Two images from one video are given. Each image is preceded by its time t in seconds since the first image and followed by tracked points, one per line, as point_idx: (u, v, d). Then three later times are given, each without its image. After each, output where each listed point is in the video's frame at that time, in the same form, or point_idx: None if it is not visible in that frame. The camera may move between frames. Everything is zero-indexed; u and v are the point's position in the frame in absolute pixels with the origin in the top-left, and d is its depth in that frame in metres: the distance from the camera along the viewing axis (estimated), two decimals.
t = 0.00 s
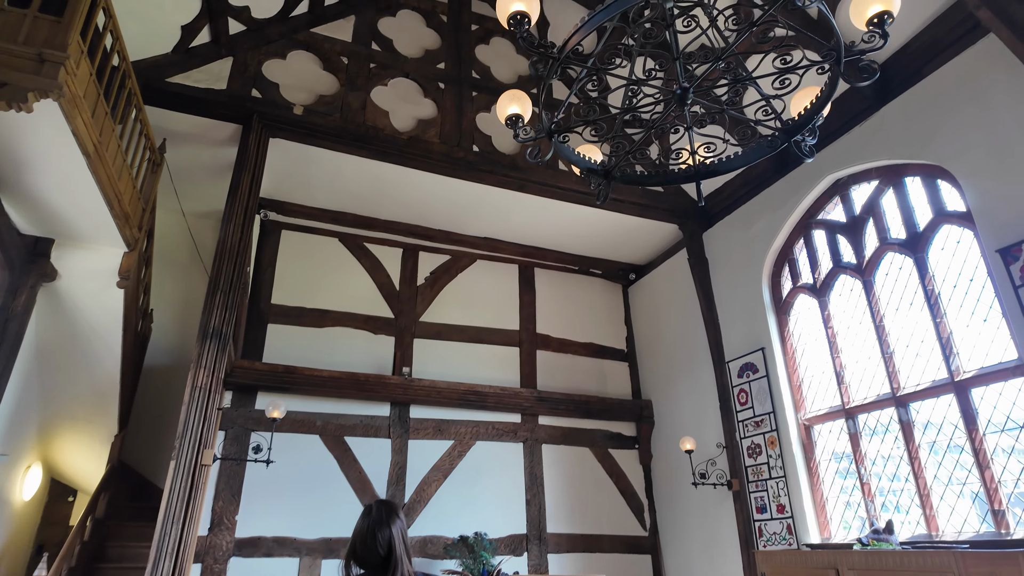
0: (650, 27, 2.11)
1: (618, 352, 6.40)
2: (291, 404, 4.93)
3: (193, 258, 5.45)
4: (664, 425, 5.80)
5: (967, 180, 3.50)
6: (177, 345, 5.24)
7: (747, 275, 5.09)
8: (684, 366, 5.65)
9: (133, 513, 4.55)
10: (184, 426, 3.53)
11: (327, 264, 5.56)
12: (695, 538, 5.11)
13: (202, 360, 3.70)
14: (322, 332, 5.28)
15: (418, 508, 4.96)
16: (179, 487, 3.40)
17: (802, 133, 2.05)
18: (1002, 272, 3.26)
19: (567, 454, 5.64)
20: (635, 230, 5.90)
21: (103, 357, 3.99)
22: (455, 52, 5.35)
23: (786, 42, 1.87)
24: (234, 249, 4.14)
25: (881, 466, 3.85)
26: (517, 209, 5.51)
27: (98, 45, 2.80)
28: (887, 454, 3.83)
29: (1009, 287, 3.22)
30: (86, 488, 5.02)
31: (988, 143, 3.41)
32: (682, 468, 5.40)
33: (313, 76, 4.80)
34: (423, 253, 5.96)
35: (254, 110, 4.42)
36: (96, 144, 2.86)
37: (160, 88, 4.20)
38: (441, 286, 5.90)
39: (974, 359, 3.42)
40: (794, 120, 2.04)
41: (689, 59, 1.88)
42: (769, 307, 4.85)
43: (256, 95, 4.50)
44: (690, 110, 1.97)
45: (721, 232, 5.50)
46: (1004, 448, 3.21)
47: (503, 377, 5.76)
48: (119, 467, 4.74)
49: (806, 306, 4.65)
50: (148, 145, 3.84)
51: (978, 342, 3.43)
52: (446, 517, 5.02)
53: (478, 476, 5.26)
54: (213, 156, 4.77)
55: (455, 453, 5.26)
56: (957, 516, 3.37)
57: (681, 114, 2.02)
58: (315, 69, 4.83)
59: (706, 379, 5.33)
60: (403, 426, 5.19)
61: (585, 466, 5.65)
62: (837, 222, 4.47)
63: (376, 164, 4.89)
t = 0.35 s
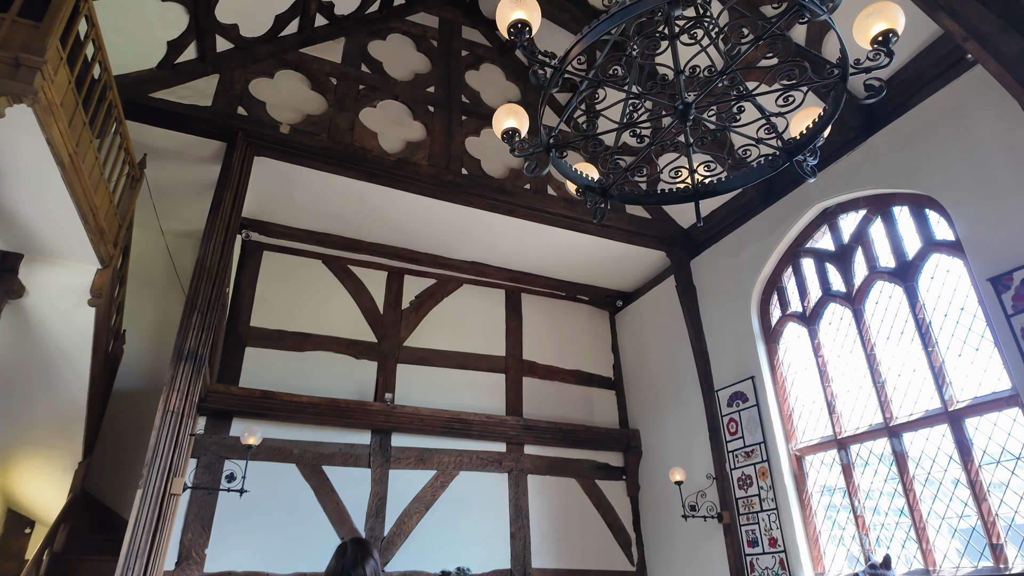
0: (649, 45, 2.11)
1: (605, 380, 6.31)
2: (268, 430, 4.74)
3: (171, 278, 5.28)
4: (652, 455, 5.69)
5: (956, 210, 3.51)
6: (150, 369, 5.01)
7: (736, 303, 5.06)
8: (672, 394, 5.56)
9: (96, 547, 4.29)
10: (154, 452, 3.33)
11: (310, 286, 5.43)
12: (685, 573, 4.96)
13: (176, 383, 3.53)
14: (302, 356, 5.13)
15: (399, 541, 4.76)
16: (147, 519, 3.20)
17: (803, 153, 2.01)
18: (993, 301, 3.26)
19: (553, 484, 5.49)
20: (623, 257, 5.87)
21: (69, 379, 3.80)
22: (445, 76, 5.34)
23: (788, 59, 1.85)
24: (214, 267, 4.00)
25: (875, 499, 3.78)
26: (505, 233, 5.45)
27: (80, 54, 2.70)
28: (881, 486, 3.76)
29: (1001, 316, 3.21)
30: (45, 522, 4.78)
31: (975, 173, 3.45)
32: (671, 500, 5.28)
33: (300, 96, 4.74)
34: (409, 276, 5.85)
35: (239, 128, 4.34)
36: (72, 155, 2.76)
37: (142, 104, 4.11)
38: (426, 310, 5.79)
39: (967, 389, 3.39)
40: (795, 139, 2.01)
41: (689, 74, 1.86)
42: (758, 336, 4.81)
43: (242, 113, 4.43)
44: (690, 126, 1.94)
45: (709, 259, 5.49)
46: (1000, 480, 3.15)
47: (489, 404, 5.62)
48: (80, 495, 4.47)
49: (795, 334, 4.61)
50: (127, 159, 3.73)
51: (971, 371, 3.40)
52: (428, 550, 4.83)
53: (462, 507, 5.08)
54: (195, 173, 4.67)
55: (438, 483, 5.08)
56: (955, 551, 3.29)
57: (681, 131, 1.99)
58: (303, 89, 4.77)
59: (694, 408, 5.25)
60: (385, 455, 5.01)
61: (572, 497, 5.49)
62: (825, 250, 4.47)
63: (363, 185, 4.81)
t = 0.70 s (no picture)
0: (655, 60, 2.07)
1: (594, 411, 6.16)
2: (243, 462, 4.51)
3: (150, 301, 5.07)
4: (643, 489, 5.52)
5: (951, 240, 3.49)
6: (122, 396, 4.76)
7: (728, 333, 4.98)
8: (663, 427, 5.43)
9: None
10: (119, 484, 3.10)
11: (293, 311, 5.27)
12: None
13: (146, 410, 3.33)
14: (282, 383, 4.94)
15: None
16: (109, 557, 2.97)
17: (812, 175, 1.95)
18: (992, 332, 3.20)
19: (541, 520, 5.29)
20: (614, 286, 5.80)
21: (32, 405, 3.58)
22: (437, 101, 5.31)
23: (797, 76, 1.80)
24: (193, 289, 3.85)
25: (875, 537, 3.65)
26: (495, 260, 5.36)
27: (59, 62, 2.59)
28: (881, 523, 3.63)
29: (1001, 348, 3.15)
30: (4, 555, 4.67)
31: (970, 204, 3.43)
32: (663, 537, 5.10)
33: (289, 117, 4.66)
34: (395, 302, 5.72)
35: (225, 147, 4.25)
36: (45, 166, 2.62)
37: (125, 120, 4.01)
38: (412, 337, 5.64)
39: (969, 423, 3.31)
40: (803, 159, 1.93)
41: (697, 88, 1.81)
42: (752, 367, 4.72)
43: (229, 132, 4.34)
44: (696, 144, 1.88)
45: (701, 289, 5.43)
46: (1006, 518, 3.05)
47: (475, 436, 5.45)
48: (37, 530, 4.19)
49: (789, 366, 4.53)
50: (106, 174, 3.59)
51: (972, 405, 3.32)
52: None
53: (446, 545, 4.86)
54: (177, 192, 4.56)
55: (421, 519, 4.87)
56: None
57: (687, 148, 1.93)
58: (292, 110, 4.69)
59: (687, 441, 5.12)
60: (366, 489, 4.80)
61: (560, 534, 5.29)
62: (819, 280, 4.43)
63: (351, 208, 4.70)
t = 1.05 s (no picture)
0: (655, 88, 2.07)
1: (576, 449, 6.02)
2: (206, 499, 4.27)
3: (117, 327, 4.84)
4: (625, 531, 5.36)
5: (935, 280, 3.50)
6: (80, 426, 4.47)
7: (712, 371, 4.92)
8: (646, 466, 5.31)
9: None
10: (70, 522, 2.87)
11: (267, 340, 5.10)
12: None
13: (105, 441, 3.12)
14: (253, 415, 4.73)
15: None
16: None
17: (809, 208, 1.91)
18: (979, 373, 3.19)
19: (519, 563, 5.08)
20: (597, 320, 5.73)
21: None
22: (423, 132, 5.29)
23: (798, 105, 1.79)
24: (163, 314, 3.68)
25: None
26: (477, 292, 5.28)
27: (33, 73, 2.48)
28: (871, 570, 3.53)
29: (989, 390, 3.13)
30: None
31: (953, 245, 3.46)
32: None
33: (272, 142, 4.58)
34: (374, 333, 5.58)
35: (203, 169, 4.15)
36: (12, 181, 2.48)
37: (101, 139, 3.91)
38: (390, 370, 5.49)
39: (957, 466, 3.26)
40: (799, 192, 1.91)
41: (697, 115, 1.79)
42: (736, 405, 4.66)
43: (208, 154, 4.25)
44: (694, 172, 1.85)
45: (685, 325, 5.39)
46: (999, 565, 2.97)
47: (453, 474, 5.26)
48: None
49: (774, 404, 4.48)
50: (77, 193, 3.45)
51: (960, 447, 3.28)
52: None
53: None
54: (151, 214, 4.43)
55: (394, 562, 4.64)
56: None
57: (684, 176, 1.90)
58: (276, 135, 4.63)
59: (671, 481, 5.00)
60: (337, 529, 4.57)
61: None
62: (804, 319, 4.42)
63: (332, 236, 4.60)
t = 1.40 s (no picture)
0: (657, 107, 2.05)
1: (555, 483, 5.89)
2: (166, 530, 4.03)
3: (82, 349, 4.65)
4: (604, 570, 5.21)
5: (919, 316, 3.52)
6: (34, 451, 4.20)
7: (696, 404, 4.87)
8: (627, 501, 5.19)
9: None
10: (15, 552, 2.65)
11: (239, 363, 4.92)
12: None
13: (59, 466, 2.92)
14: (220, 441, 4.53)
15: None
16: None
17: (808, 235, 1.89)
18: (965, 411, 3.17)
19: None
20: (579, 351, 5.67)
21: None
22: (409, 156, 5.25)
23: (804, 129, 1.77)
24: (131, 332, 3.52)
25: None
26: (459, 319, 5.19)
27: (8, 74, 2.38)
28: None
29: (975, 428, 3.12)
30: None
31: (936, 282, 3.50)
32: None
33: (255, 160, 4.50)
34: (351, 358, 5.44)
35: (182, 185, 4.05)
36: None
37: (77, 150, 3.79)
38: (367, 397, 5.34)
39: (945, 505, 3.22)
40: (800, 219, 1.88)
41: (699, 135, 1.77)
42: (720, 440, 4.59)
43: (188, 170, 4.15)
44: (694, 193, 1.82)
45: (668, 357, 5.35)
46: None
47: (429, 507, 5.08)
48: None
49: (758, 439, 4.42)
50: (47, 203, 3.31)
51: (946, 486, 3.24)
52: None
53: None
54: (125, 229, 4.29)
55: None
56: None
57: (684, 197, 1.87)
58: (259, 153, 4.55)
59: (652, 517, 4.88)
60: (304, 564, 4.34)
61: None
62: (787, 353, 4.40)
63: (313, 258, 4.50)
